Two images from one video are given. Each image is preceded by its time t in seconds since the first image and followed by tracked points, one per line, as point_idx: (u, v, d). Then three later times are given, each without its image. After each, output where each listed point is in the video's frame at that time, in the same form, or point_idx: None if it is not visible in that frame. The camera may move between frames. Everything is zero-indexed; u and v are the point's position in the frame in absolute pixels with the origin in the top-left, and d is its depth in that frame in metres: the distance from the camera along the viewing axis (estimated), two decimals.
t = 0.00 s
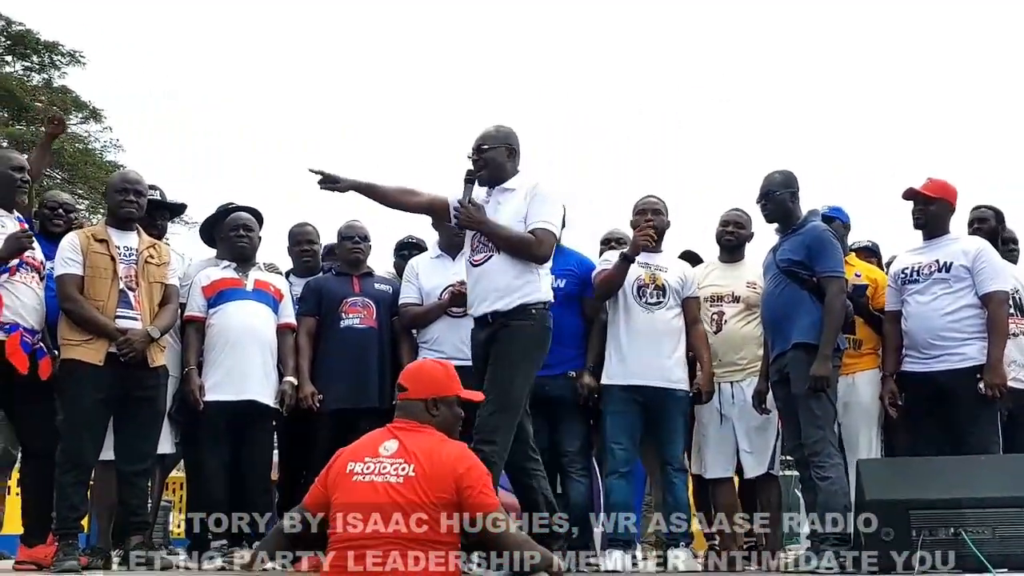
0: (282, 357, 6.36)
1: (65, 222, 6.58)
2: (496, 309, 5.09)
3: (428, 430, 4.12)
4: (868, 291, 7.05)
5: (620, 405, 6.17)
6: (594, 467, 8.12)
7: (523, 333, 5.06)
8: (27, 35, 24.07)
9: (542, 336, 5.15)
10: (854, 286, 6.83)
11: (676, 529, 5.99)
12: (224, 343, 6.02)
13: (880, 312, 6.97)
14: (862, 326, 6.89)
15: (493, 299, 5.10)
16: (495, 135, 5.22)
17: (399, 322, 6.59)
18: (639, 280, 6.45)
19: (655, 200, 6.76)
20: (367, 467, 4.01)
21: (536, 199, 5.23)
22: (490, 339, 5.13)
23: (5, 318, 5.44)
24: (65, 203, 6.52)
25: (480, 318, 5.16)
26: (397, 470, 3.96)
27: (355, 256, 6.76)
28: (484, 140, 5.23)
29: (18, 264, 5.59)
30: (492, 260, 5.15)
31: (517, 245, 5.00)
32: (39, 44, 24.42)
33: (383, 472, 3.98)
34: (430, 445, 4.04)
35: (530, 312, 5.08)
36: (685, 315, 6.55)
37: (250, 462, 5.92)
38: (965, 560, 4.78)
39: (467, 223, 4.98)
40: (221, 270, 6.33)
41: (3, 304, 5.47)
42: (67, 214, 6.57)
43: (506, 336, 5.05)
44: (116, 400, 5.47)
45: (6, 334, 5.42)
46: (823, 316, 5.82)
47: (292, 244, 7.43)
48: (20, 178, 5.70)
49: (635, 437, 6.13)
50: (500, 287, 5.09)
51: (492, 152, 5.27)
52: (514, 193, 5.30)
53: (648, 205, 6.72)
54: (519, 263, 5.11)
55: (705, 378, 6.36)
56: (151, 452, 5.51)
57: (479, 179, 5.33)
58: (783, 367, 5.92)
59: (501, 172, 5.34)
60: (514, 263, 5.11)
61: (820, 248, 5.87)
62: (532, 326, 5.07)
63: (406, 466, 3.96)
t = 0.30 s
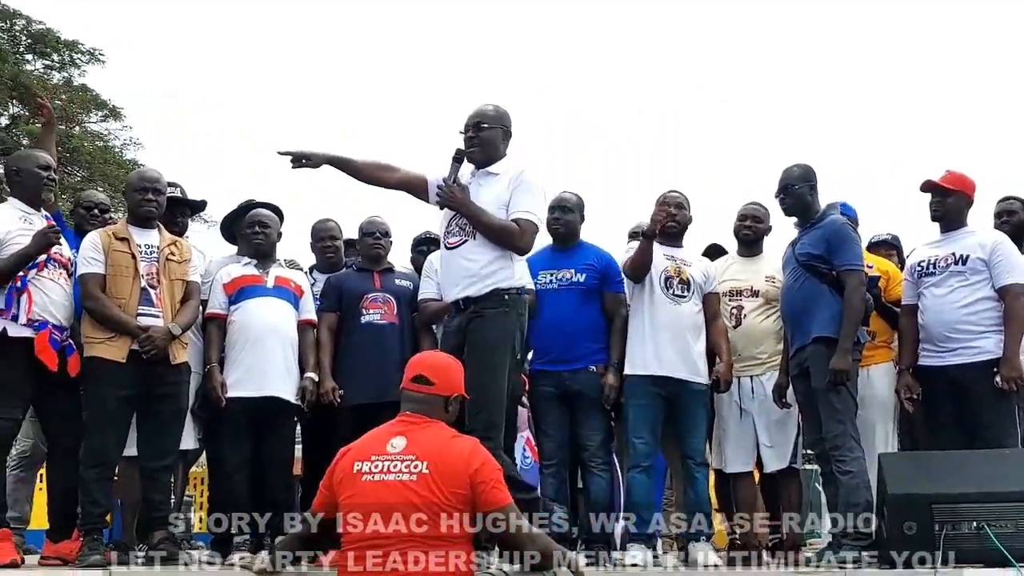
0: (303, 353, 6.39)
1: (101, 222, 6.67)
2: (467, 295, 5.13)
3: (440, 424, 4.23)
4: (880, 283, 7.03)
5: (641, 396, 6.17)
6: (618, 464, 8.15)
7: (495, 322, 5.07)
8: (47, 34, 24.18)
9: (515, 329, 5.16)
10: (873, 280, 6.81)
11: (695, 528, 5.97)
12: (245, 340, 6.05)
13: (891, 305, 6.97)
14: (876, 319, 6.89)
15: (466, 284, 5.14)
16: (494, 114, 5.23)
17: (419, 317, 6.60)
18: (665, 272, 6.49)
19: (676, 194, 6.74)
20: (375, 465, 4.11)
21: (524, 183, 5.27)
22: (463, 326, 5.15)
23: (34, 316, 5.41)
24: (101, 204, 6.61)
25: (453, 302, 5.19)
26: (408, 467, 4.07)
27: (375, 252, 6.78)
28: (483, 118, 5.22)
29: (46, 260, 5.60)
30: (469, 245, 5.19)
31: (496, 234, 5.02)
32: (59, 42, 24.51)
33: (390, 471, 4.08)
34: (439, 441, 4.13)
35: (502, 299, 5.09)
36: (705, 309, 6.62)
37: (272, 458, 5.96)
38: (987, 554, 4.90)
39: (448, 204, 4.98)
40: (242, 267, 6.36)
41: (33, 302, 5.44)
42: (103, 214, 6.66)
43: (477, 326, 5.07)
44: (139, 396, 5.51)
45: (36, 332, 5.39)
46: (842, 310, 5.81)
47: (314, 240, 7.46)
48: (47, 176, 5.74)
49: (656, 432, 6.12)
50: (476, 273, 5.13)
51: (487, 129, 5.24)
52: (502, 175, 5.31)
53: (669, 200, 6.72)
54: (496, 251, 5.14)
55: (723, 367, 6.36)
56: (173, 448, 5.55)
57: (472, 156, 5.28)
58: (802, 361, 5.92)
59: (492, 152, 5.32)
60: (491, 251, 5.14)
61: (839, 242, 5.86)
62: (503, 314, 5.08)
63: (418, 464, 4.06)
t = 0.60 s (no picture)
0: (321, 354, 6.40)
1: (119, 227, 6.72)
2: (464, 291, 5.02)
3: (455, 423, 4.24)
4: (896, 280, 7.00)
5: (661, 396, 6.15)
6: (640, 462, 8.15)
7: (497, 320, 4.97)
8: (67, 37, 24.29)
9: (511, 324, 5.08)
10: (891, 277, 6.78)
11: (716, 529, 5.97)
12: (264, 340, 6.07)
13: (907, 303, 6.93)
14: (894, 318, 6.84)
15: (463, 279, 5.02)
16: (485, 104, 5.10)
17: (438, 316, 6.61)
18: (685, 271, 6.42)
19: (694, 193, 6.75)
20: (390, 466, 4.12)
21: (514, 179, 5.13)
22: (458, 321, 5.02)
23: (60, 317, 5.43)
24: (118, 209, 6.65)
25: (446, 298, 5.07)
26: (425, 468, 4.07)
27: (393, 252, 6.80)
28: (473, 107, 5.08)
29: (72, 261, 5.64)
30: (465, 239, 5.08)
31: (493, 227, 4.91)
32: (77, 45, 24.61)
33: (405, 472, 4.08)
34: (455, 441, 4.14)
35: (500, 297, 5.00)
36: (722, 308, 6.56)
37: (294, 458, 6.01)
38: (1009, 553, 4.85)
39: (442, 196, 4.89)
40: (261, 268, 6.39)
41: (60, 303, 5.47)
42: (121, 219, 6.70)
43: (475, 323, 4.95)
44: (158, 396, 5.52)
45: (61, 334, 5.41)
46: (862, 308, 5.79)
47: (334, 240, 7.48)
48: (69, 177, 5.80)
49: (675, 430, 6.11)
50: (471, 269, 5.02)
51: (479, 120, 5.09)
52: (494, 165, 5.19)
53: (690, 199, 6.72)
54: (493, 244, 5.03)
55: (738, 362, 6.24)
56: (193, 448, 5.57)
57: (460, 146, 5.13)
58: (822, 359, 5.90)
59: (483, 144, 5.17)
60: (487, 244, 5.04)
61: (858, 240, 5.84)
62: (503, 311, 5.00)
63: (435, 464, 4.07)
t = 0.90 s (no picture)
0: (343, 354, 6.42)
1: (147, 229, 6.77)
2: (440, 294, 5.03)
3: (474, 423, 4.24)
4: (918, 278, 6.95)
5: (683, 395, 6.14)
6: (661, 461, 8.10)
7: (477, 320, 5.04)
8: (88, 41, 24.44)
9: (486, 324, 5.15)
10: (913, 275, 6.74)
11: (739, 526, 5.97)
12: (286, 341, 6.10)
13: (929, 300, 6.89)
14: (916, 316, 6.78)
15: (440, 282, 5.03)
16: (458, 108, 5.15)
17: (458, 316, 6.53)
18: (705, 273, 6.40)
19: (714, 192, 6.73)
20: (410, 467, 4.12)
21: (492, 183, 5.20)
22: (434, 324, 5.02)
23: (87, 320, 5.47)
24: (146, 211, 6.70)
25: (421, 300, 5.06)
26: (446, 469, 4.07)
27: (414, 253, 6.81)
28: (448, 111, 5.12)
29: (98, 263, 5.67)
30: (443, 242, 5.08)
31: (473, 230, 4.92)
32: (98, 49, 24.75)
33: (422, 473, 4.08)
34: (474, 441, 4.14)
35: (480, 299, 5.06)
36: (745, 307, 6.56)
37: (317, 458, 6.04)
38: None
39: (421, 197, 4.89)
40: (283, 269, 6.41)
41: (87, 305, 5.51)
42: (149, 221, 6.75)
43: (456, 324, 4.98)
44: (182, 397, 5.55)
45: (89, 336, 5.44)
46: (885, 306, 5.76)
47: (356, 241, 7.50)
48: (94, 182, 5.82)
49: (697, 429, 6.09)
50: (449, 271, 5.04)
51: (454, 123, 5.12)
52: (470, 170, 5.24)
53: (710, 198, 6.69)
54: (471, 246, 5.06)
55: (764, 366, 6.33)
56: (217, 449, 5.59)
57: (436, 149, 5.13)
58: (845, 358, 5.87)
59: (457, 149, 5.19)
60: (466, 247, 5.07)
61: (881, 238, 5.80)
62: (483, 312, 5.06)
63: (456, 465, 4.07)
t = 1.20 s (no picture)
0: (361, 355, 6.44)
1: (166, 229, 6.82)
2: (407, 294, 5.06)
3: (493, 421, 4.26)
4: (935, 276, 6.92)
5: (702, 395, 6.13)
6: (678, 460, 8.09)
7: (445, 317, 5.08)
8: (105, 44, 24.55)
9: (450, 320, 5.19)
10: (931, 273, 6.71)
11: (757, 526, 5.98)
12: (305, 342, 6.13)
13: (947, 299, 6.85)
14: (935, 314, 6.76)
15: (405, 282, 5.07)
16: (407, 109, 5.26)
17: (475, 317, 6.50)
18: (720, 273, 6.40)
19: (730, 190, 6.72)
20: (430, 467, 4.14)
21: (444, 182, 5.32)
22: (401, 325, 5.04)
23: (108, 321, 5.52)
24: (165, 212, 6.75)
25: (384, 301, 5.08)
26: (465, 467, 4.09)
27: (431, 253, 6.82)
28: (396, 112, 5.24)
29: (119, 265, 5.71)
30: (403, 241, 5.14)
31: (432, 226, 5.02)
32: (116, 51, 24.87)
33: (442, 472, 4.10)
34: (493, 439, 4.15)
35: (445, 297, 5.13)
36: (765, 305, 6.56)
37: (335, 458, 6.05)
38: None
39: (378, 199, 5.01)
40: (301, 270, 6.44)
41: (108, 307, 5.55)
42: (168, 221, 6.79)
43: (425, 322, 5.01)
44: (202, 397, 5.58)
45: (110, 337, 5.49)
46: (903, 305, 5.74)
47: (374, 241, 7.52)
48: (115, 184, 5.85)
49: (716, 429, 6.09)
50: (413, 271, 5.09)
51: (404, 123, 5.25)
52: (422, 168, 5.32)
53: (724, 197, 6.70)
54: (432, 245, 5.15)
55: (784, 363, 6.40)
56: (237, 449, 5.62)
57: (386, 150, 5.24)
58: (863, 357, 5.85)
59: (407, 149, 5.30)
60: (427, 246, 5.15)
61: (900, 236, 5.79)
62: (449, 310, 5.12)
63: (475, 462, 4.09)
